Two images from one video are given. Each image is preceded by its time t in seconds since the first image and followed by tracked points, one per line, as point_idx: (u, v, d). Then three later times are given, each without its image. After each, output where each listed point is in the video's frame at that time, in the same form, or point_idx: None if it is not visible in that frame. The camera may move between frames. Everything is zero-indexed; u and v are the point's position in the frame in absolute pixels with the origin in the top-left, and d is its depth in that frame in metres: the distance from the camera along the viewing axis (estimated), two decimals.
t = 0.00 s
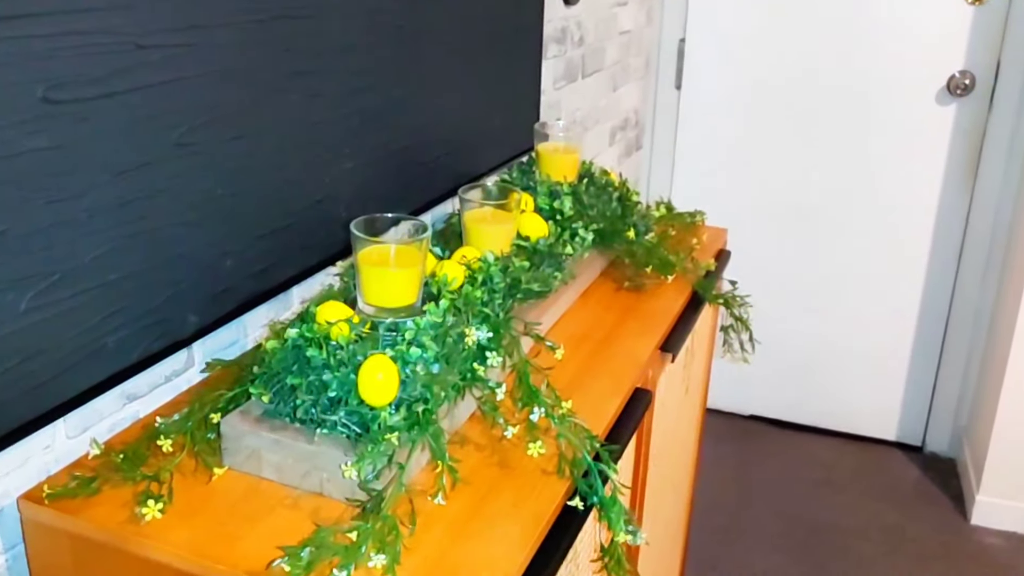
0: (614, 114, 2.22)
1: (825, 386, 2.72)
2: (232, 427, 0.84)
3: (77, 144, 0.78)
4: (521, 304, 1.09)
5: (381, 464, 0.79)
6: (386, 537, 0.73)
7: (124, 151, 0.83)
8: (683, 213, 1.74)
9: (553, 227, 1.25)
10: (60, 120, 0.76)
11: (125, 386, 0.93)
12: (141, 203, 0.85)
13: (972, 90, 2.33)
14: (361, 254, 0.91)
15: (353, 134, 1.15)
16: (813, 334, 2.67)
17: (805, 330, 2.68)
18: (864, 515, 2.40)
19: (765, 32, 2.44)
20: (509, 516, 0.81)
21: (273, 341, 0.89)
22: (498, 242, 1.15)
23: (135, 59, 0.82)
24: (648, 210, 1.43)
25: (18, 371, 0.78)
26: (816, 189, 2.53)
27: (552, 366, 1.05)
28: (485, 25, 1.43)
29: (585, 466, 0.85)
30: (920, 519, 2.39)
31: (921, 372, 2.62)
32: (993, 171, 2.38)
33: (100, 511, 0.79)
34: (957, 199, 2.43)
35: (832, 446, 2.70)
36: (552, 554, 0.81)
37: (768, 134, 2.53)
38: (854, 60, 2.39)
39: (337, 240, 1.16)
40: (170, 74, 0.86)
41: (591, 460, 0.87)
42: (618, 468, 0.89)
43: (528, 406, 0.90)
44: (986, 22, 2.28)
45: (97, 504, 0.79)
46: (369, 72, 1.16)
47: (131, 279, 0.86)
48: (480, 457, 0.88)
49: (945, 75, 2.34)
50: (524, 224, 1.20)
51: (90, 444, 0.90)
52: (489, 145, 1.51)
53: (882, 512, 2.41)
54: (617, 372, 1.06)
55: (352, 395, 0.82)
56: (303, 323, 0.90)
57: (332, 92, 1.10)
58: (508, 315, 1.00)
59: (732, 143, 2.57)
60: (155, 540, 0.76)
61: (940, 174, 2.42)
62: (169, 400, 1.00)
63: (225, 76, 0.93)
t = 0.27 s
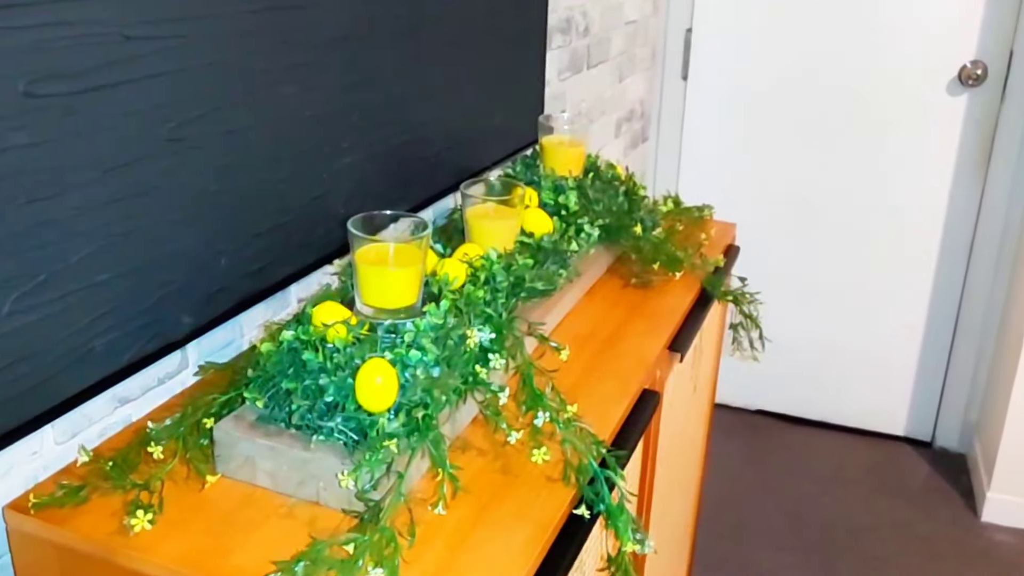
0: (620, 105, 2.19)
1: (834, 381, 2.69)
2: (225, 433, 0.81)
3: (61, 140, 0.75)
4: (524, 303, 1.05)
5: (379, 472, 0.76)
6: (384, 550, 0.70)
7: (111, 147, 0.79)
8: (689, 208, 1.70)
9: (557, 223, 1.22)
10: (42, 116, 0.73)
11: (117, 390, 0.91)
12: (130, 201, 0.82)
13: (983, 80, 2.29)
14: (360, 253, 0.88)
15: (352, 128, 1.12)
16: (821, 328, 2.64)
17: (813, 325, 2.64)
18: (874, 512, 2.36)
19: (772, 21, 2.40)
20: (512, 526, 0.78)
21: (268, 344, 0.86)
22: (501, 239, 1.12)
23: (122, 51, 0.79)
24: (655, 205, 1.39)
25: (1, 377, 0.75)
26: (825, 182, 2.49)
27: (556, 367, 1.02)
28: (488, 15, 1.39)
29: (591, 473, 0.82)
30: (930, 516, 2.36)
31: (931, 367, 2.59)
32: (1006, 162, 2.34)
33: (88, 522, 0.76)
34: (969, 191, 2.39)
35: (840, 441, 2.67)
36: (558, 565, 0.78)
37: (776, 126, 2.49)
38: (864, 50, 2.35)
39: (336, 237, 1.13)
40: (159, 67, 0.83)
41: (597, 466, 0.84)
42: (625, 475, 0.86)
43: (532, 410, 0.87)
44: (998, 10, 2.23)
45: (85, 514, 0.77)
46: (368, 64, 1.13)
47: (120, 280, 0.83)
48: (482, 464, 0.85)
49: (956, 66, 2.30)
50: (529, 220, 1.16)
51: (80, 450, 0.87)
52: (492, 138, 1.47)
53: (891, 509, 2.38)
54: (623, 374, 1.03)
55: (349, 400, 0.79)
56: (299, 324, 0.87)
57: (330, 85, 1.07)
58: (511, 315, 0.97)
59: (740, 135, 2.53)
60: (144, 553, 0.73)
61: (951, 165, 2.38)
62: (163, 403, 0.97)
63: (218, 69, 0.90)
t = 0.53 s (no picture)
0: (625, 97, 2.15)
1: (842, 376, 2.65)
2: (216, 443, 0.78)
3: (44, 138, 0.72)
4: (527, 304, 1.02)
5: (375, 485, 0.73)
6: (380, 567, 0.68)
7: (97, 145, 0.76)
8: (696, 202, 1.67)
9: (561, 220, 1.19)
10: (24, 113, 0.70)
11: (107, 396, 0.88)
12: (117, 201, 0.79)
13: (996, 70, 2.25)
14: (356, 254, 0.85)
15: (349, 123, 1.09)
16: (829, 323, 2.60)
17: (821, 319, 2.61)
18: (883, 510, 2.33)
19: (781, 11, 2.36)
20: (515, 540, 0.75)
21: (261, 349, 0.83)
22: (503, 237, 1.08)
23: (108, 45, 0.76)
24: (662, 200, 1.36)
25: None
26: (834, 174, 2.45)
27: (560, 371, 0.98)
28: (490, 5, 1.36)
29: (596, 482, 0.79)
30: (940, 513, 2.32)
31: (941, 362, 2.55)
32: (1019, 155, 2.29)
33: (74, 536, 0.73)
34: (980, 184, 2.35)
35: (848, 437, 2.64)
36: None
37: (784, 118, 2.45)
38: (874, 40, 2.30)
39: (334, 236, 1.10)
40: (147, 61, 0.80)
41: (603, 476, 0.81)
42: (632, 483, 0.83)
43: (535, 417, 0.84)
44: None
45: (70, 528, 0.74)
46: (366, 57, 1.10)
47: (107, 284, 0.80)
48: (484, 473, 0.82)
49: (967, 56, 2.25)
50: (532, 218, 1.13)
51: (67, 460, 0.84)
52: (494, 132, 1.44)
53: (900, 506, 2.35)
54: (629, 377, 0.99)
55: (345, 409, 0.76)
56: (294, 328, 0.84)
57: (326, 79, 1.03)
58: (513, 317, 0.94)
59: (747, 127, 2.49)
60: (132, 570, 0.70)
61: (963, 157, 2.34)
62: (155, 408, 0.94)
63: (209, 63, 0.86)
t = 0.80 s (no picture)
0: (629, 88, 2.11)
1: (849, 371, 2.62)
2: (204, 451, 0.75)
3: (22, 136, 0.69)
4: (527, 304, 0.99)
5: (367, 496, 0.71)
6: None
7: (78, 143, 0.73)
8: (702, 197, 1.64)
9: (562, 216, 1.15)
10: None
11: (94, 401, 0.85)
12: (99, 201, 0.76)
13: (1007, 60, 2.20)
14: (349, 255, 0.82)
15: (345, 117, 1.05)
16: (836, 318, 2.57)
17: (828, 314, 2.57)
18: (891, 506, 2.30)
19: None
20: (513, 552, 0.72)
21: (251, 354, 0.80)
22: (503, 235, 1.05)
23: (89, 39, 0.73)
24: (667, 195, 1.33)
25: None
26: (842, 167, 2.42)
27: (561, 373, 0.96)
28: None
29: (598, 491, 0.76)
30: (949, 510, 2.29)
31: (950, 357, 2.52)
32: None
33: (57, 549, 0.70)
34: (990, 175, 2.31)
35: (855, 432, 2.61)
36: None
37: (790, 110, 2.41)
38: (883, 29, 2.26)
39: (329, 233, 1.07)
40: (131, 55, 0.77)
41: (605, 484, 0.78)
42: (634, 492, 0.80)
43: (534, 423, 0.81)
44: None
45: (53, 540, 0.71)
46: (362, 50, 1.07)
47: (91, 286, 0.77)
48: (482, 481, 0.79)
49: (977, 45, 2.22)
50: (533, 214, 1.10)
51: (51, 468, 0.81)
52: (495, 125, 1.41)
53: (908, 502, 2.31)
54: (633, 378, 0.97)
55: (336, 416, 0.73)
56: (286, 332, 0.81)
57: (321, 72, 1.00)
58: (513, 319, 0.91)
59: (752, 120, 2.46)
60: None
61: (973, 148, 2.30)
62: (145, 412, 0.91)
63: (197, 56, 0.83)
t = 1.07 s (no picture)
0: (633, 80, 2.09)
1: (856, 366, 2.59)
2: (188, 460, 0.73)
3: None
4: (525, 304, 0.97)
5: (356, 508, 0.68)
6: None
7: (55, 143, 0.71)
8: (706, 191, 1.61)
9: (562, 214, 1.13)
10: None
11: (79, 406, 0.83)
12: (80, 203, 0.74)
13: (1017, 50, 2.16)
14: (339, 257, 0.79)
15: (338, 113, 1.03)
16: (842, 313, 2.54)
17: (834, 308, 2.54)
18: (898, 503, 2.27)
19: None
20: (507, 564, 0.70)
21: (238, 359, 0.77)
22: (499, 233, 1.03)
23: (66, 36, 0.70)
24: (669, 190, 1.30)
25: None
26: (848, 160, 2.38)
27: (559, 376, 0.93)
28: None
29: (594, 501, 0.74)
30: (956, 507, 2.26)
31: (957, 352, 2.48)
32: None
33: (36, 561, 0.69)
34: (999, 167, 2.28)
35: (861, 427, 2.58)
36: None
37: (796, 102, 2.38)
38: (890, 18, 2.22)
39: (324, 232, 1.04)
40: (112, 53, 0.74)
41: (602, 493, 0.76)
42: (633, 501, 0.77)
43: (530, 430, 0.79)
44: None
45: (33, 551, 0.69)
46: (356, 43, 1.04)
47: (71, 289, 0.75)
48: (477, 490, 0.77)
49: (987, 36, 2.18)
50: (531, 212, 1.07)
51: (32, 477, 0.79)
52: (495, 119, 1.38)
53: (915, 499, 2.29)
54: (633, 381, 0.94)
55: (325, 424, 0.71)
56: (274, 336, 0.79)
57: (313, 66, 0.97)
58: (509, 321, 0.88)
59: (758, 112, 2.42)
60: None
61: (982, 140, 2.27)
62: (132, 417, 0.89)
63: (182, 51, 0.81)
